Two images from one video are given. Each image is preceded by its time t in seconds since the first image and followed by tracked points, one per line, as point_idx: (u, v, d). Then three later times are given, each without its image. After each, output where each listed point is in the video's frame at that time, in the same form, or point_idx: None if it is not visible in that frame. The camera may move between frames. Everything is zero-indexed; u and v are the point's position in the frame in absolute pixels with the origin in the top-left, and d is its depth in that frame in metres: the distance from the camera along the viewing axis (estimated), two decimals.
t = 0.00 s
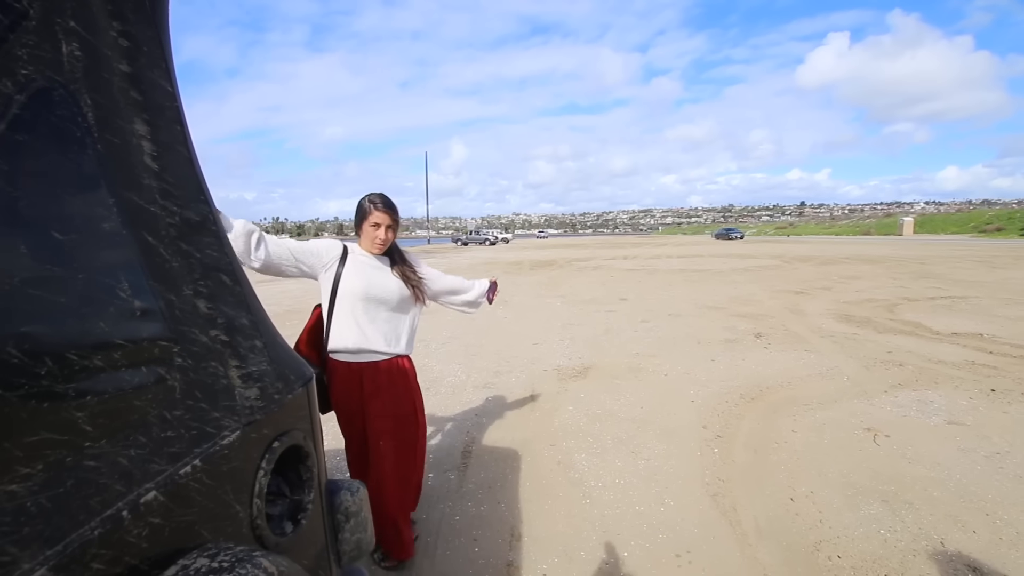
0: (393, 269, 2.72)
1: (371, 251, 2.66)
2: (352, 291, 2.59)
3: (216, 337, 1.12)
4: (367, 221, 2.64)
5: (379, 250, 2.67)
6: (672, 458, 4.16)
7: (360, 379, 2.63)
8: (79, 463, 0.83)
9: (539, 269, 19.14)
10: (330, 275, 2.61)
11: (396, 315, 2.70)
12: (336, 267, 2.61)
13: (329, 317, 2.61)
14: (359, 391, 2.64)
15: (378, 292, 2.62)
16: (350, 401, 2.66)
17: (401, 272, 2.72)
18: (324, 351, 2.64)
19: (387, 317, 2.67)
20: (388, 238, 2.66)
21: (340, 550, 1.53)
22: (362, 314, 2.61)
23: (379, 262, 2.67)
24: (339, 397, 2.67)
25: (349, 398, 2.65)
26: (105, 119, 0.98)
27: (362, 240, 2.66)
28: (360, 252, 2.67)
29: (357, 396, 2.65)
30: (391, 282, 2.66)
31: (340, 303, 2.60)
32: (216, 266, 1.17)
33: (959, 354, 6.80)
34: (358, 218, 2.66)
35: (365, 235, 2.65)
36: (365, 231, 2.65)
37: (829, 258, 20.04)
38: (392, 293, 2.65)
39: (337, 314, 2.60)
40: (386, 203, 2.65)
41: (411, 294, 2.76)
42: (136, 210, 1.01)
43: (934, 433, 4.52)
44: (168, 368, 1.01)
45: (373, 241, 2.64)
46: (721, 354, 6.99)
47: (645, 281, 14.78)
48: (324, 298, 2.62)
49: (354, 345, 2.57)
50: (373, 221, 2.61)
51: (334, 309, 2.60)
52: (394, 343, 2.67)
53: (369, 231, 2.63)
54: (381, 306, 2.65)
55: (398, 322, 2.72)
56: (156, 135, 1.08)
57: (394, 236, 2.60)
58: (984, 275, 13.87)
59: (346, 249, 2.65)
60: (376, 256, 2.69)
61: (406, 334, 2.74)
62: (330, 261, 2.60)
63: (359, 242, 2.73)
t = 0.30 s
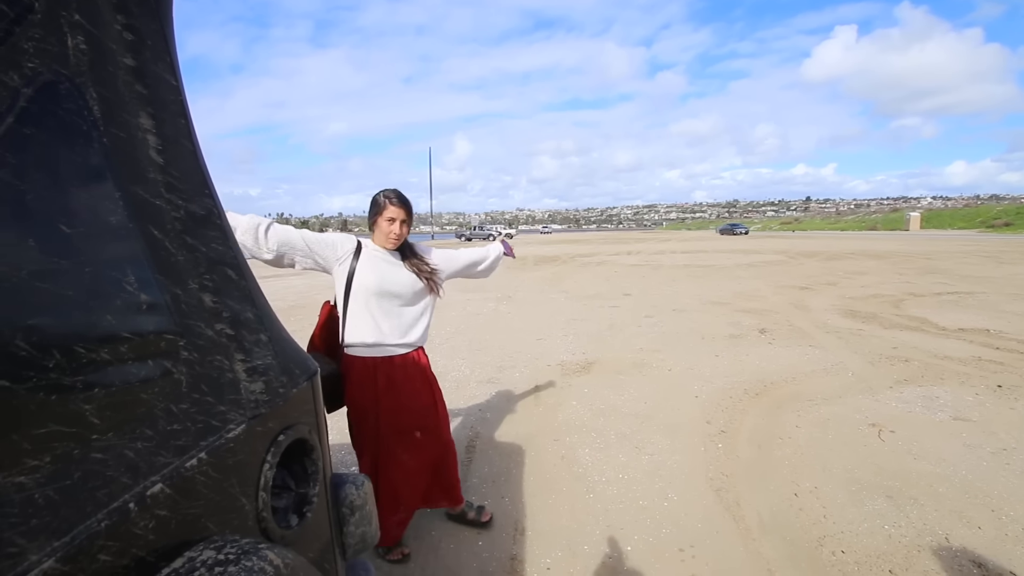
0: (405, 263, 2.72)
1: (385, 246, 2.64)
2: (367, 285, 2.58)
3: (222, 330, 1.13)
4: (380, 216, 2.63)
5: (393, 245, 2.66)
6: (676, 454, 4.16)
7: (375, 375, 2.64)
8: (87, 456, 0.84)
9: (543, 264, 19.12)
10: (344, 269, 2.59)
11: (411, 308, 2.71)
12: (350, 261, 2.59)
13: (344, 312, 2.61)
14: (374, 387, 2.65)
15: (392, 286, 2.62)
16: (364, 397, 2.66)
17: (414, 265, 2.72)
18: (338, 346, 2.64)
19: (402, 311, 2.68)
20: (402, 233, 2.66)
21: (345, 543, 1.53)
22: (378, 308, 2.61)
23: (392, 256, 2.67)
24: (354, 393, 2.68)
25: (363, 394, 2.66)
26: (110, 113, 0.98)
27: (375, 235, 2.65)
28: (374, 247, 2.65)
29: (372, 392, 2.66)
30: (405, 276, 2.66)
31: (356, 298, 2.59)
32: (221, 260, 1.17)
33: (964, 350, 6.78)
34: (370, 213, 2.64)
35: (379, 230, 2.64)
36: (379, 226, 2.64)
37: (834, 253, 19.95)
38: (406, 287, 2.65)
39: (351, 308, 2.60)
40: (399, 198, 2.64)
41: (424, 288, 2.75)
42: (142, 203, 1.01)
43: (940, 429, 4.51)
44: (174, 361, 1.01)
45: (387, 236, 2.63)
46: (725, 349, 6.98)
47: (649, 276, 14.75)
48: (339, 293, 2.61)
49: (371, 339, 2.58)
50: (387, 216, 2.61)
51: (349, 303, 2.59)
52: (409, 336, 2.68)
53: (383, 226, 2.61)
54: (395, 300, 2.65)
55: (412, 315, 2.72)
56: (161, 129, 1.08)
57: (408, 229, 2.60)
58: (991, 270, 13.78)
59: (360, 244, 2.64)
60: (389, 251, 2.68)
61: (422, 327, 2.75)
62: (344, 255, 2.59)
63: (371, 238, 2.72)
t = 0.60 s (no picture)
0: (429, 259, 2.70)
1: (410, 242, 2.63)
2: (393, 283, 2.58)
3: (225, 327, 1.13)
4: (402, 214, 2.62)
5: (416, 241, 2.65)
6: (680, 449, 4.16)
7: (402, 374, 2.64)
8: (91, 453, 0.84)
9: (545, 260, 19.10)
10: (370, 268, 2.58)
11: (437, 304, 2.71)
12: (375, 260, 2.58)
13: (372, 312, 2.63)
14: (402, 385, 2.65)
15: (418, 283, 2.61)
16: (391, 396, 2.67)
17: (438, 260, 2.70)
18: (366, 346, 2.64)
19: (428, 307, 2.68)
20: (424, 228, 2.65)
21: (350, 539, 1.53)
22: (405, 305, 2.61)
23: (417, 253, 2.66)
24: (380, 391, 2.68)
25: (390, 392, 2.66)
26: (111, 109, 0.98)
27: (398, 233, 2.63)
28: (398, 245, 2.64)
29: (398, 390, 2.66)
30: (429, 272, 2.64)
31: (383, 297, 2.60)
32: (224, 257, 1.16)
33: (970, 344, 6.75)
34: (392, 211, 2.63)
35: (402, 228, 2.62)
36: (401, 223, 2.63)
37: (839, 248, 19.88)
38: (432, 283, 2.65)
39: (379, 307, 2.61)
40: (419, 194, 2.65)
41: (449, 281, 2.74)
42: (143, 200, 1.01)
43: (945, 424, 4.49)
44: (178, 358, 1.01)
45: (411, 232, 2.62)
46: (729, 345, 6.97)
47: (652, 272, 14.73)
48: (366, 293, 2.62)
49: (399, 337, 2.60)
50: (410, 213, 2.60)
51: (377, 303, 2.60)
52: (436, 332, 2.68)
53: (406, 222, 2.61)
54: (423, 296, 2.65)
55: (439, 310, 2.72)
56: (163, 126, 1.08)
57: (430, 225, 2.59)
58: (998, 264, 13.70)
59: (384, 243, 2.62)
60: (412, 248, 2.66)
61: (448, 322, 2.75)
62: (369, 254, 2.58)
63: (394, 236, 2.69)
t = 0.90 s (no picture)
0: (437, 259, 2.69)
1: (422, 245, 2.62)
2: (403, 288, 2.59)
3: (228, 328, 1.12)
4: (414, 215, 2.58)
5: (428, 242, 2.63)
6: (684, 448, 4.15)
7: (417, 374, 2.65)
8: (95, 454, 0.84)
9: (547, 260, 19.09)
10: (380, 274, 2.60)
11: (450, 305, 2.70)
12: (385, 266, 2.59)
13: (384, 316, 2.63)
14: (417, 386, 2.66)
15: (428, 285, 2.61)
16: (407, 397, 2.66)
17: (449, 260, 2.69)
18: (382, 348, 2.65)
19: (440, 308, 2.67)
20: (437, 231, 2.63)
21: (354, 539, 1.53)
22: (417, 308, 2.62)
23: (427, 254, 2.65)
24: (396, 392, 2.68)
25: (405, 392, 2.66)
26: (114, 109, 0.97)
27: (409, 234, 2.62)
28: (408, 248, 2.65)
29: (414, 390, 2.66)
30: (440, 273, 2.64)
31: (394, 302, 2.60)
32: (227, 257, 1.16)
33: (974, 343, 6.73)
34: (405, 212, 2.59)
35: (415, 230, 2.60)
36: (415, 225, 2.60)
37: (842, 246, 19.82)
38: (443, 285, 2.65)
39: (390, 312, 2.62)
40: (432, 197, 2.59)
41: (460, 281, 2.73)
42: (146, 200, 1.01)
43: (950, 422, 4.47)
44: (181, 358, 1.01)
45: (424, 236, 2.60)
46: (732, 344, 6.95)
47: (654, 271, 14.71)
48: (377, 299, 2.63)
49: (412, 340, 2.61)
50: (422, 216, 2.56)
51: (388, 307, 2.61)
52: (449, 334, 2.68)
53: (420, 225, 2.58)
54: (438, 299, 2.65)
55: (453, 311, 2.71)
56: (165, 125, 1.07)
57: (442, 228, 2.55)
58: (1002, 262, 13.65)
59: (393, 247, 2.63)
60: (423, 250, 2.66)
61: (462, 322, 2.74)
62: (379, 260, 2.58)
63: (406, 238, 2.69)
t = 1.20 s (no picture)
0: (450, 263, 2.71)
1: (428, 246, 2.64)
2: (411, 283, 2.59)
3: (230, 325, 1.12)
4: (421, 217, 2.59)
5: (437, 243, 2.64)
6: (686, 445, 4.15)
7: (411, 370, 2.64)
8: (97, 451, 0.83)
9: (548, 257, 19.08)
10: (391, 267, 2.60)
11: (452, 309, 2.72)
12: (398, 259, 2.61)
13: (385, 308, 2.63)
14: (411, 381, 2.65)
15: (437, 285, 2.63)
16: (398, 390, 2.65)
17: (459, 265, 2.71)
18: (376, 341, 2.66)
19: (443, 311, 2.69)
20: (443, 232, 2.62)
21: (356, 537, 1.53)
22: (420, 307, 2.62)
23: (437, 256, 2.67)
24: (386, 384, 2.66)
25: (398, 388, 2.65)
26: (113, 105, 0.97)
27: (418, 234, 2.64)
28: (420, 245, 2.66)
29: (407, 387, 2.65)
30: (449, 277, 2.67)
31: (397, 295, 2.60)
32: (228, 254, 1.16)
33: (977, 338, 6.71)
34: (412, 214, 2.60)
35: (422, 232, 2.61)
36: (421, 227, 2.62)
37: (844, 242, 19.77)
38: (449, 288, 2.66)
39: (390, 305, 2.62)
40: (436, 199, 2.58)
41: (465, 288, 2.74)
42: (146, 197, 1.00)
43: (953, 418, 4.46)
44: (182, 356, 1.01)
45: (430, 237, 2.61)
46: (734, 340, 6.94)
47: (656, 268, 14.69)
48: (382, 290, 2.62)
49: (405, 335, 2.59)
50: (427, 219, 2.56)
51: (390, 301, 2.61)
52: (446, 337, 2.68)
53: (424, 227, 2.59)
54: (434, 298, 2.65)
55: (452, 316, 2.72)
56: (165, 122, 1.07)
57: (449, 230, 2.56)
58: (1005, 257, 13.61)
59: (407, 241, 2.64)
60: (433, 249, 2.67)
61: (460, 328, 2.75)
62: (392, 254, 2.60)
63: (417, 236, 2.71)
